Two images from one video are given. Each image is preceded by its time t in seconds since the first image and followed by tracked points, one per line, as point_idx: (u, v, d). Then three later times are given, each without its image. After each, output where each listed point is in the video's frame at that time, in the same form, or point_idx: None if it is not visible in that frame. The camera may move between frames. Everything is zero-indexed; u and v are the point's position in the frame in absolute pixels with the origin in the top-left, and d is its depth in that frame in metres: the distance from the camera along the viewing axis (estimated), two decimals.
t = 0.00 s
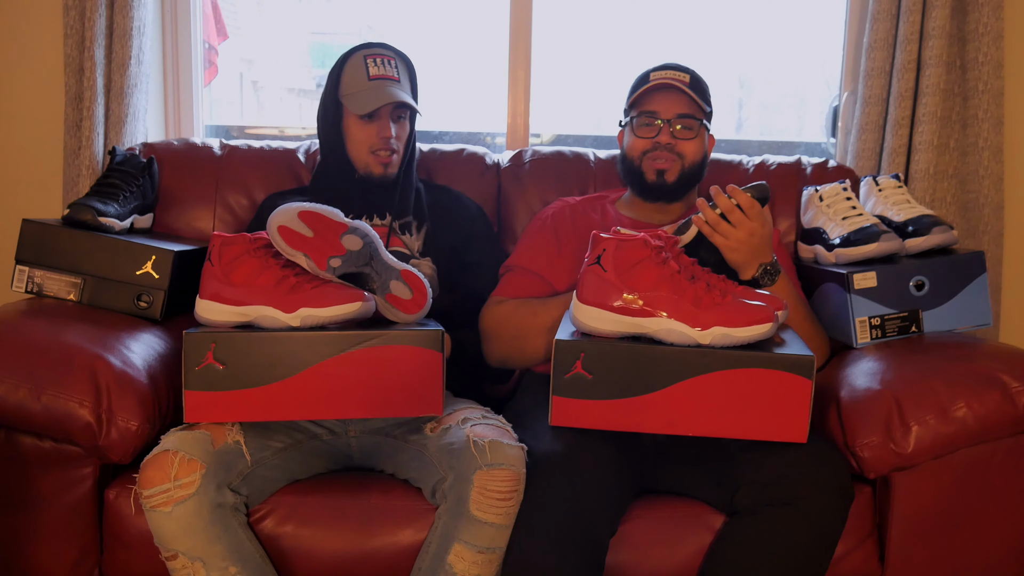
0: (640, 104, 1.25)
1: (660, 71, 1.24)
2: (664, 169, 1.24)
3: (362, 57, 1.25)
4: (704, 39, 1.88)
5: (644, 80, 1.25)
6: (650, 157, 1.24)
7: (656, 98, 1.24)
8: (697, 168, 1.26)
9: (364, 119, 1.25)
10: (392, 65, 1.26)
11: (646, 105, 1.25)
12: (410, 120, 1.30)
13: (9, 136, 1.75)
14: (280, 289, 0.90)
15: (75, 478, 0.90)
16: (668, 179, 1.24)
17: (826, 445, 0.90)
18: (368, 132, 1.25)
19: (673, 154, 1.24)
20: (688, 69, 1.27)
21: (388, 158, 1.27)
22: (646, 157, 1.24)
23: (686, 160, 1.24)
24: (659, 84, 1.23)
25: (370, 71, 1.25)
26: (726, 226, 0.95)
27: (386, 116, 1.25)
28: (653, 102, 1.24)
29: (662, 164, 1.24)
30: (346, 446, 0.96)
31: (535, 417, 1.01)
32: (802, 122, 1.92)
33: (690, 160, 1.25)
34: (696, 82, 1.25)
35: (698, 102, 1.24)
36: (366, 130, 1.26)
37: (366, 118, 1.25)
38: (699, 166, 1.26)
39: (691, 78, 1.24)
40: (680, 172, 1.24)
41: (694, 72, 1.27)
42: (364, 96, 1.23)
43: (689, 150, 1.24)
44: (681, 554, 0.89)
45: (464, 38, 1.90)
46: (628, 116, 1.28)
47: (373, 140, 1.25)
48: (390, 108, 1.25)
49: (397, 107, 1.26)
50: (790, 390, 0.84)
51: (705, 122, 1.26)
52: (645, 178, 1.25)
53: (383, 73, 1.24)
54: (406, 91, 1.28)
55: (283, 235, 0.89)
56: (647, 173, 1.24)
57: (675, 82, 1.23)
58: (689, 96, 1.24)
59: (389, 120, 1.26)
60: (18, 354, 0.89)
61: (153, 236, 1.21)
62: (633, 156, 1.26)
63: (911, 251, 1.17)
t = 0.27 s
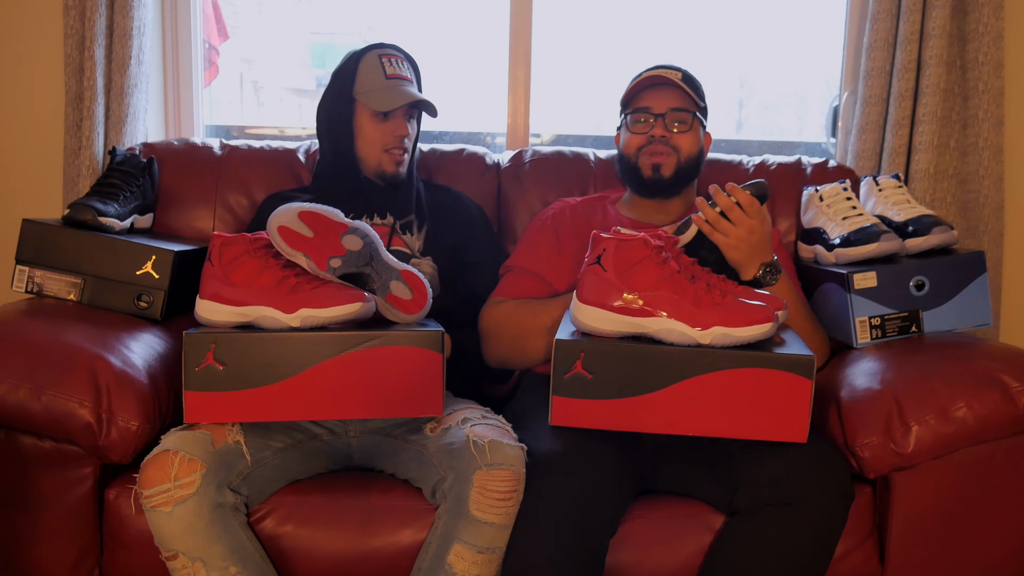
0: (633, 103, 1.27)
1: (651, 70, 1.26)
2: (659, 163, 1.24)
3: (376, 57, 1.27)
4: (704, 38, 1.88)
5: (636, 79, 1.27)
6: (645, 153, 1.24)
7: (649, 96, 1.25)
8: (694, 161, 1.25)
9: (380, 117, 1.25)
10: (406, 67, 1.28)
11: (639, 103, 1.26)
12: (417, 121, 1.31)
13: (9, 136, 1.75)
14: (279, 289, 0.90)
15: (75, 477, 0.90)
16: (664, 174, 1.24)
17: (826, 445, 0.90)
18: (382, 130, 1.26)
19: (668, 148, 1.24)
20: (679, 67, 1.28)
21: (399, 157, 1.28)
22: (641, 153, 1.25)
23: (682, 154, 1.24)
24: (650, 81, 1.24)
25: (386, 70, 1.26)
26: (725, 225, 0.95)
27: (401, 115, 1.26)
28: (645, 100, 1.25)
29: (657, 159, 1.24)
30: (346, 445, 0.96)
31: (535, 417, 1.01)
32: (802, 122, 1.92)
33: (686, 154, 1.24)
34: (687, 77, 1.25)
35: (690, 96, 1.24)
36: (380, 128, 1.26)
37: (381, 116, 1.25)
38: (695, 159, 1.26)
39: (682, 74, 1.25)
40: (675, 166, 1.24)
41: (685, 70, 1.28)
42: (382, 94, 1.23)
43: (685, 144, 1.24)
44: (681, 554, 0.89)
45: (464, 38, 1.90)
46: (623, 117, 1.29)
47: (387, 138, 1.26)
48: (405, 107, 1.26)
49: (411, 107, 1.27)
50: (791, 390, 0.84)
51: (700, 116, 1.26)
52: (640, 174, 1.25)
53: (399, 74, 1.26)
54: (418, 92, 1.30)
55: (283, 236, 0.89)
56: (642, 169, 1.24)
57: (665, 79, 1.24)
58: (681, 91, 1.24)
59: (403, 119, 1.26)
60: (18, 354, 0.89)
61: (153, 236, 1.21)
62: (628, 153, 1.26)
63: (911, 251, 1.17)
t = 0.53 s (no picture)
0: (630, 104, 1.27)
1: (646, 70, 1.26)
2: (658, 165, 1.24)
3: (378, 56, 1.27)
4: (704, 39, 1.88)
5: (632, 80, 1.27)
6: (643, 154, 1.25)
7: (645, 97, 1.26)
8: (692, 161, 1.26)
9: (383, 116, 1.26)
10: (408, 67, 1.28)
11: (635, 104, 1.27)
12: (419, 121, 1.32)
13: (9, 136, 1.75)
14: (279, 289, 0.90)
15: (75, 477, 0.90)
16: (662, 174, 1.24)
17: (826, 445, 0.90)
18: (383, 130, 1.26)
19: (665, 149, 1.24)
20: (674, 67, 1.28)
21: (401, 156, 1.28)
22: (639, 154, 1.25)
23: (680, 154, 1.24)
24: (645, 82, 1.25)
25: (388, 69, 1.26)
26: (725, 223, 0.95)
27: (403, 115, 1.26)
28: (641, 101, 1.26)
29: (655, 159, 1.24)
30: (346, 445, 0.96)
31: (535, 417, 1.01)
32: (802, 122, 1.92)
33: (683, 154, 1.25)
34: (682, 76, 1.26)
35: (685, 96, 1.25)
36: (382, 128, 1.26)
37: (383, 116, 1.26)
38: (693, 159, 1.26)
39: (677, 74, 1.26)
40: (674, 166, 1.24)
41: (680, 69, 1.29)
42: (384, 94, 1.24)
43: (682, 144, 1.25)
44: (681, 554, 0.89)
45: (464, 38, 1.90)
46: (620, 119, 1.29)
47: (389, 137, 1.26)
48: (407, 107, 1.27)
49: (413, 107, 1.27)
50: (791, 390, 0.84)
51: (696, 116, 1.27)
52: (639, 176, 1.25)
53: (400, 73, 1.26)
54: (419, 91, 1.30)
55: (282, 236, 0.89)
56: (640, 170, 1.25)
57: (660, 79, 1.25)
58: (676, 91, 1.25)
59: (404, 119, 1.27)
60: (18, 354, 0.89)
61: (153, 236, 1.21)
62: (626, 155, 1.27)
63: (911, 251, 1.17)
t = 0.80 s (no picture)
0: (639, 101, 1.26)
1: (662, 69, 1.25)
2: (656, 168, 1.24)
3: (372, 57, 1.25)
4: (704, 38, 1.88)
5: (646, 78, 1.26)
6: (644, 156, 1.25)
7: (656, 97, 1.25)
8: (692, 169, 1.26)
9: (370, 119, 1.24)
10: (404, 68, 1.26)
11: (645, 103, 1.26)
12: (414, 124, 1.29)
13: (9, 136, 1.75)
14: (279, 289, 0.90)
15: (75, 477, 0.90)
16: (661, 177, 1.24)
17: (826, 445, 0.90)
18: (370, 132, 1.25)
19: (667, 154, 1.24)
20: (692, 70, 1.27)
21: (388, 159, 1.27)
22: (640, 155, 1.25)
23: (680, 162, 1.24)
24: (659, 82, 1.23)
25: (380, 71, 1.24)
26: (725, 224, 0.95)
27: (390, 118, 1.25)
28: (651, 100, 1.25)
29: (655, 163, 1.24)
30: (345, 445, 0.96)
31: (535, 417, 1.01)
32: (802, 122, 1.92)
33: (684, 161, 1.25)
34: (696, 82, 1.25)
35: (696, 103, 1.24)
36: (369, 130, 1.25)
37: (371, 118, 1.24)
38: (693, 168, 1.26)
39: (692, 79, 1.24)
40: (672, 172, 1.24)
41: (699, 73, 1.27)
42: (371, 96, 1.22)
43: (684, 151, 1.24)
44: (681, 554, 0.89)
45: (463, 38, 1.90)
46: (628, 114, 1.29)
47: (375, 140, 1.25)
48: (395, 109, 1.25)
49: (402, 110, 1.25)
50: (791, 390, 0.84)
51: (704, 123, 1.26)
52: (638, 177, 1.25)
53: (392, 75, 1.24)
54: (413, 94, 1.27)
55: (282, 236, 0.89)
56: (639, 171, 1.25)
57: (675, 81, 1.24)
58: (688, 96, 1.24)
59: (392, 122, 1.25)
60: (18, 354, 0.89)
61: (152, 237, 1.21)
62: (628, 154, 1.27)
63: (911, 251, 1.17)
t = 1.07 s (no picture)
0: (663, 100, 1.24)
1: (691, 72, 1.23)
2: (677, 173, 1.24)
3: (358, 54, 1.25)
4: (704, 38, 1.88)
5: (673, 77, 1.23)
6: (665, 159, 1.24)
7: (683, 100, 1.23)
8: (709, 175, 1.28)
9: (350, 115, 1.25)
10: (386, 63, 1.24)
11: (669, 102, 1.24)
12: (399, 120, 1.27)
13: (9, 136, 1.75)
14: (278, 289, 0.90)
15: (75, 478, 0.90)
16: (681, 183, 1.25)
17: (826, 445, 0.90)
18: (349, 128, 1.26)
19: (689, 159, 1.24)
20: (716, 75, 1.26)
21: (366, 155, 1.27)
22: (661, 157, 1.25)
23: (700, 168, 1.25)
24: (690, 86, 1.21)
25: (362, 67, 1.24)
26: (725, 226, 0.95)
27: (366, 114, 1.25)
28: (678, 102, 1.23)
29: (676, 167, 1.24)
30: (344, 446, 0.96)
31: (535, 417, 1.01)
32: (803, 122, 1.92)
33: (704, 167, 1.26)
34: (721, 89, 1.24)
35: (722, 111, 1.24)
36: (348, 126, 1.26)
37: (350, 113, 1.25)
38: (710, 174, 1.28)
39: (719, 85, 1.24)
40: (692, 178, 1.25)
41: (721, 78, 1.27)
42: (348, 92, 1.23)
43: (705, 157, 1.25)
44: (681, 554, 0.89)
45: (463, 38, 1.90)
46: (648, 110, 1.26)
47: (353, 136, 1.25)
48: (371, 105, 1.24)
49: (380, 106, 1.25)
50: (791, 390, 0.84)
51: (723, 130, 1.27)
52: (657, 179, 1.25)
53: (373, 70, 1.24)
54: (397, 91, 1.25)
55: (282, 236, 0.89)
56: (659, 174, 1.25)
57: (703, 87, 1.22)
58: (714, 102, 1.23)
59: (371, 118, 1.25)
60: (18, 355, 0.89)
61: (152, 237, 1.21)
62: (647, 154, 1.26)
63: (911, 251, 1.17)
